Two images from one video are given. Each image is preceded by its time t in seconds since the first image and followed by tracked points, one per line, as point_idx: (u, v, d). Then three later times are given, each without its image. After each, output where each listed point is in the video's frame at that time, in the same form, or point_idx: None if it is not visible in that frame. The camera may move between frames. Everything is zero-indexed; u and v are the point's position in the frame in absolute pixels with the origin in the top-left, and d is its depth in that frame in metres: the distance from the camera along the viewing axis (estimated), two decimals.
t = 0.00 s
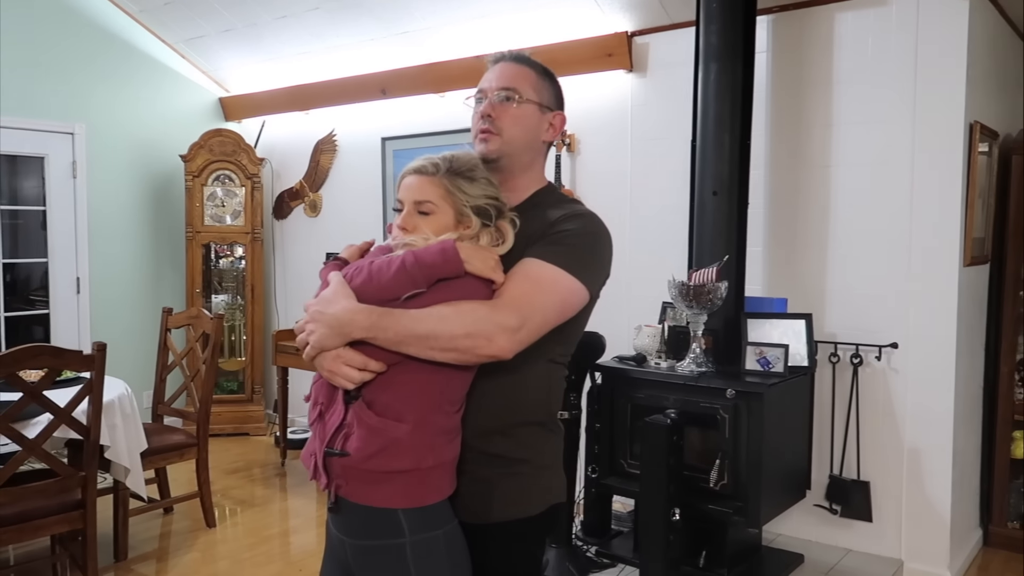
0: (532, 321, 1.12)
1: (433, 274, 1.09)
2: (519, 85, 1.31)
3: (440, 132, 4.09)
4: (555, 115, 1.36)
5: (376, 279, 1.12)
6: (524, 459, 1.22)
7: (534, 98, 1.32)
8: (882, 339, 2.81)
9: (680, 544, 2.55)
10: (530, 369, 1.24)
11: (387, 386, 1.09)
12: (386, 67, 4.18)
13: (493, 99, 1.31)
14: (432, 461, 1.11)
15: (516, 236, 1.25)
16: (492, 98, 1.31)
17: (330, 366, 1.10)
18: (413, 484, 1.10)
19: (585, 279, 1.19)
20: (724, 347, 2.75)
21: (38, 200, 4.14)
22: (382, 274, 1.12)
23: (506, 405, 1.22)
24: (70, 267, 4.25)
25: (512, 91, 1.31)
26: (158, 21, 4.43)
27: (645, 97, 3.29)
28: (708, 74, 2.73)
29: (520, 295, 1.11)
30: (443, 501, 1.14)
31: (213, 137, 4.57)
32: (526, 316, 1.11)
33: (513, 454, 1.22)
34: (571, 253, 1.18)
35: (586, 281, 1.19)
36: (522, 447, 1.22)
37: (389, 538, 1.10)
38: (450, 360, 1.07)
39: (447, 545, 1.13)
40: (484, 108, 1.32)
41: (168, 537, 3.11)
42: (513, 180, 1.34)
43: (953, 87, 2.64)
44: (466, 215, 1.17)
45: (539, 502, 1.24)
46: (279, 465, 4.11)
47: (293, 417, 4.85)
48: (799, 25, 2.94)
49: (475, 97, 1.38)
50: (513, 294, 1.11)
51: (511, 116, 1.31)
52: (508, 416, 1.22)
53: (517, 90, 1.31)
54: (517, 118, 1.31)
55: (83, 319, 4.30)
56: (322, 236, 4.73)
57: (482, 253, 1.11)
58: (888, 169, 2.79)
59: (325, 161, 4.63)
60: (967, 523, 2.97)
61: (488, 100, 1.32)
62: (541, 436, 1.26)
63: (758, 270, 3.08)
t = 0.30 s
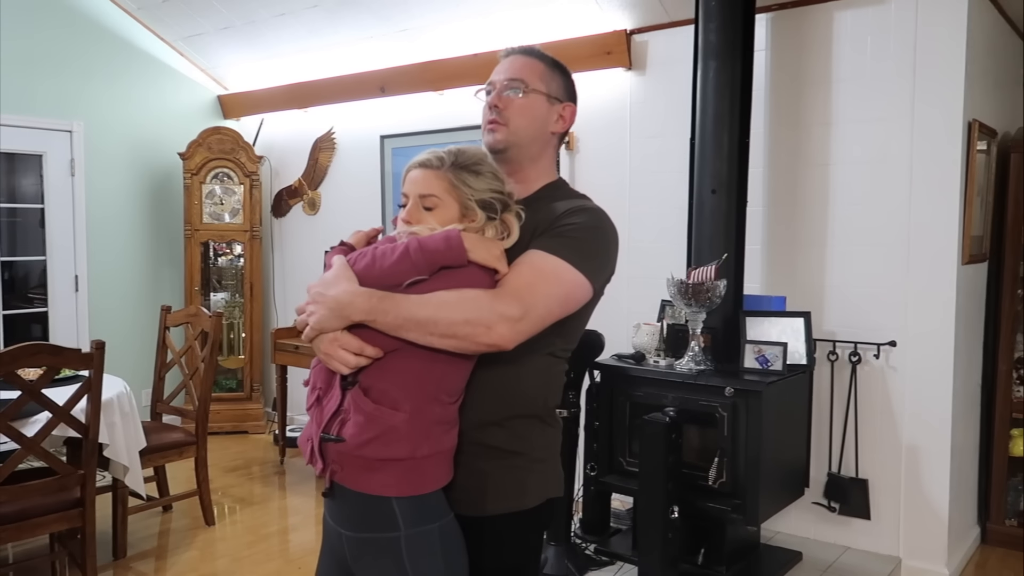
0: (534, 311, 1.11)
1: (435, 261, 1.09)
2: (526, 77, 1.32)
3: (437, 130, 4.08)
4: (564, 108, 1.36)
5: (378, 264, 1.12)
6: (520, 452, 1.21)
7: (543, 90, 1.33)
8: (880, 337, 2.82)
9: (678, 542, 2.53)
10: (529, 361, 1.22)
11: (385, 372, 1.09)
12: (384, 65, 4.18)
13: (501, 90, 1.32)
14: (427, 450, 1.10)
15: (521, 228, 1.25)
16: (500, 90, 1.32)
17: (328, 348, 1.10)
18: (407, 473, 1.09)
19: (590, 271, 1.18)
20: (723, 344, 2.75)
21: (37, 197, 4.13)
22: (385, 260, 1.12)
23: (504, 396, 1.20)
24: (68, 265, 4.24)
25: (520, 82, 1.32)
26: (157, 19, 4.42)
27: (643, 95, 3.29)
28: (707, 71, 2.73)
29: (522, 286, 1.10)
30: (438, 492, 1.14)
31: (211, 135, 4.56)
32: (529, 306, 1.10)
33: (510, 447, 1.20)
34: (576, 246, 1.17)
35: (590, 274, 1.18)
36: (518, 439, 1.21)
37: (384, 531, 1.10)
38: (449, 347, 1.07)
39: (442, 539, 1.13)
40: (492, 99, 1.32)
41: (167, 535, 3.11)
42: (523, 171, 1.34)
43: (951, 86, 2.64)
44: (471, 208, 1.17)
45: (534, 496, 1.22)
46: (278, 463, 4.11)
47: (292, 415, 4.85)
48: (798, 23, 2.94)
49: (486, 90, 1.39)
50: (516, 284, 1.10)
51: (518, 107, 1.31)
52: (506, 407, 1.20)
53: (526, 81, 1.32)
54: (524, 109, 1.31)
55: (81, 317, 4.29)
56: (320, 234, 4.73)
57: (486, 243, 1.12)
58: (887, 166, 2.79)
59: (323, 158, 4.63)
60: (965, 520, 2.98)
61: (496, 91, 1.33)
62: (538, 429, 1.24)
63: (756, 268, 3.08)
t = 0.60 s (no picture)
0: (535, 299, 1.10)
1: (440, 244, 1.09)
2: (538, 69, 1.32)
3: (436, 130, 4.08)
4: (576, 101, 1.35)
5: (382, 246, 1.13)
6: (518, 443, 1.19)
7: (556, 82, 1.33)
8: (880, 337, 2.82)
9: (677, 542, 2.53)
10: (530, 350, 1.21)
11: (382, 353, 1.08)
12: (384, 64, 4.17)
13: (514, 80, 1.32)
14: (423, 435, 1.08)
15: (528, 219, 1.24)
16: (513, 80, 1.32)
17: (326, 325, 1.10)
18: (403, 456, 1.08)
19: (593, 262, 1.17)
20: (722, 343, 2.75)
21: (36, 197, 4.13)
22: (390, 241, 1.13)
23: (504, 383, 1.18)
24: (67, 264, 4.24)
25: (533, 73, 1.32)
26: (156, 18, 4.41)
27: (643, 96, 3.29)
28: (706, 71, 2.73)
29: (524, 273, 1.10)
30: (433, 480, 1.12)
31: (210, 135, 4.55)
32: (531, 293, 1.09)
33: (508, 437, 1.18)
34: (580, 237, 1.17)
35: (594, 264, 1.17)
36: (516, 429, 1.19)
37: (376, 515, 1.09)
38: (448, 330, 1.06)
39: (436, 526, 1.12)
40: (504, 89, 1.33)
41: (166, 535, 3.11)
42: (533, 163, 1.34)
43: (951, 86, 2.64)
44: (477, 197, 1.16)
45: (531, 489, 1.20)
46: (278, 462, 4.11)
47: (291, 414, 4.85)
48: (797, 23, 2.94)
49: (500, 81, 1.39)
50: (517, 271, 1.10)
51: (529, 98, 1.31)
52: (506, 395, 1.18)
53: (538, 73, 1.32)
54: (535, 99, 1.31)
55: (80, 316, 4.29)
56: (320, 233, 4.73)
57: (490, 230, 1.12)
58: (887, 165, 2.79)
59: (323, 158, 4.62)
60: (964, 520, 2.98)
61: (508, 82, 1.33)
62: (536, 420, 1.22)
63: (756, 268, 3.08)
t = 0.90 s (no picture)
0: (529, 287, 1.09)
1: (439, 228, 1.10)
2: (541, 62, 1.32)
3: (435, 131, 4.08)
4: (578, 96, 1.36)
5: (381, 228, 1.13)
6: (513, 434, 1.18)
7: (558, 77, 1.33)
8: (879, 338, 2.82)
9: (677, 543, 2.52)
10: (525, 342, 1.20)
11: (375, 336, 1.08)
12: (383, 65, 4.17)
13: (516, 73, 1.32)
14: (414, 422, 1.08)
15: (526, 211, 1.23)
16: (515, 73, 1.33)
17: (322, 303, 1.10)
18: (393, 442, 1.07)
19: (590, 254, 1.17)
20: (722, 344, 2.75)
21: (35, 198, 4.13)
22: (389, 224, 1.13)
23: (498, 374, 1.17)
24: (66, 265, 4.23)
25: (535, 67, 1.32)
26: (155, 19, 4.41)
27: (643, 96, 3.28)
28: (706, 72, 2.72)
29: (520, 261, 1.10)
30: (423, 468, 1.12)
31: (209, 136, 4.55)
32: (527, 280, 1.09)
33: (503, 428, 1.17)
34: (578, 228, 1.17)
35: (591, 256, 1.17)
36: (510, 422, 1.18)
37: (367, 502, 1.09)
38: (444, 314, 1.06)
39: (428, 514, 1.11)
40: (506, 81, 1.33)
41: (165, 536, 3.11)
42: (532, 156, 1.34)
43: (950, 86, 2.64)
44: (475, 186, 1.16)
45: (525, 482, 1.19)
46: (277, 463, 4.11)
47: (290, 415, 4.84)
48: (796, 24, 2.94)
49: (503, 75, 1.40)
50: (513, 259, 1.10)
51: (531, 91, 1.31)
52: (500, 385, 1.17)
53: (541, 66, 1.32)
54: (537, 92, 1.31)
55: (79, 317, 4.29)
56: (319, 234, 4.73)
57: (489, 218, 1.13)
58: (886, 165, 2.79)
59: (322, 158, 4.62)
60: (964, 521, 2.98)
61: (511, 74, 1.33)
62: (531, 413, 1.21)
63: (756, 269, 3.08)
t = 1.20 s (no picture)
0: (529, 272, 1.09)
1: (441, 213, 1.10)
2: (539, 51, 1.33)
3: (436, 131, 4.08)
4: (576, 84, 1.36)
5: (383, 212, 1.12)
6: (512, 421, 1.18)
7: (556, 64, 1.33)
8: (880, 338, 2.82)
9: (678, 543, 2.52)
10: (526, 329, 1.20)
11: (376, 320, 1.07)
12: (384, 65, 4.17)
13: (514, 62, 1.33)
14: (414, 406, 1.08)
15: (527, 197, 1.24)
16: (513, 62, 1.33)
17: (322, 286, 1.09)
18: (393, 427, 1.07)
19: (591, 240, 1.17)
20: (723, 345, 2.75)
21: (36, 198, 4.13)
22: (390, 209, 1.12)
23: (498, 359, 1.17)
24: (67, 265, 4.24)
25: (534, 55, 1.32)
26: (156, 20, 4.41)
27: (643, 97, 3.29)
28: (706, 73, 2.72)
29: (521, 247, 1.10)
30: (422, 454, 1.11)
31: (210, 136, 4.56)
32: (526, 266, 1.09)
33: (502, 414, 1.17)
34: (578, 214, 1.17)
35: (591, 242, 1.17)
36: (510, 410, 1.18)
37: (366, 489, 1.09)
38: (444, 298, 1.06)
39: (427, 499, 1.11)
40: (505, 70, 1.33)
41: (166, 537, 3.11)
42: (533, 143, 1.34)
43: (951, 88, 2.64)
44: (475, 172, 1.16)
45: (524, 470, 1.19)
46: (278, 464, 4.11)
47: (291, 415, 4.85)
48: (797, 25, 2.94)
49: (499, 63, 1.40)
50: (514, 245, 1.10)
51: (530, 79, 1.32)
52: (500, 371, 1.17)
53: (539, 54, 1.32)
54: (536, 81, 1.32)
55: (80, 317, 4.29)
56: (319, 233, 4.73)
57: (490, 204, 1.13)
58: (887, 165, 2.79)
59: (323, 159, 4.62)
60: (965, 521, 2.97)
61: (509, 63, 1.33)
62: (531, 401, 1.21)
63: (756, 269, 3.08)
